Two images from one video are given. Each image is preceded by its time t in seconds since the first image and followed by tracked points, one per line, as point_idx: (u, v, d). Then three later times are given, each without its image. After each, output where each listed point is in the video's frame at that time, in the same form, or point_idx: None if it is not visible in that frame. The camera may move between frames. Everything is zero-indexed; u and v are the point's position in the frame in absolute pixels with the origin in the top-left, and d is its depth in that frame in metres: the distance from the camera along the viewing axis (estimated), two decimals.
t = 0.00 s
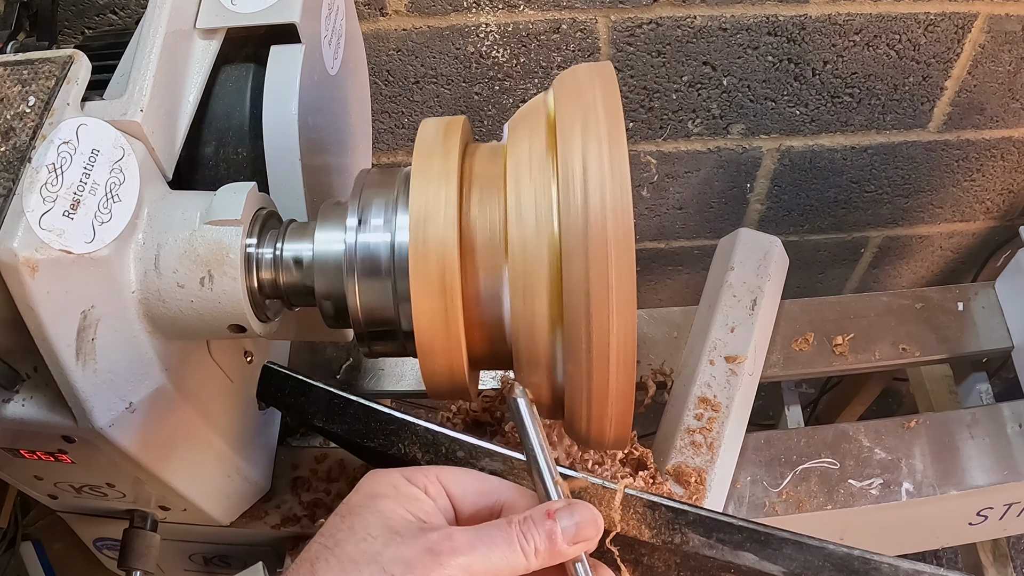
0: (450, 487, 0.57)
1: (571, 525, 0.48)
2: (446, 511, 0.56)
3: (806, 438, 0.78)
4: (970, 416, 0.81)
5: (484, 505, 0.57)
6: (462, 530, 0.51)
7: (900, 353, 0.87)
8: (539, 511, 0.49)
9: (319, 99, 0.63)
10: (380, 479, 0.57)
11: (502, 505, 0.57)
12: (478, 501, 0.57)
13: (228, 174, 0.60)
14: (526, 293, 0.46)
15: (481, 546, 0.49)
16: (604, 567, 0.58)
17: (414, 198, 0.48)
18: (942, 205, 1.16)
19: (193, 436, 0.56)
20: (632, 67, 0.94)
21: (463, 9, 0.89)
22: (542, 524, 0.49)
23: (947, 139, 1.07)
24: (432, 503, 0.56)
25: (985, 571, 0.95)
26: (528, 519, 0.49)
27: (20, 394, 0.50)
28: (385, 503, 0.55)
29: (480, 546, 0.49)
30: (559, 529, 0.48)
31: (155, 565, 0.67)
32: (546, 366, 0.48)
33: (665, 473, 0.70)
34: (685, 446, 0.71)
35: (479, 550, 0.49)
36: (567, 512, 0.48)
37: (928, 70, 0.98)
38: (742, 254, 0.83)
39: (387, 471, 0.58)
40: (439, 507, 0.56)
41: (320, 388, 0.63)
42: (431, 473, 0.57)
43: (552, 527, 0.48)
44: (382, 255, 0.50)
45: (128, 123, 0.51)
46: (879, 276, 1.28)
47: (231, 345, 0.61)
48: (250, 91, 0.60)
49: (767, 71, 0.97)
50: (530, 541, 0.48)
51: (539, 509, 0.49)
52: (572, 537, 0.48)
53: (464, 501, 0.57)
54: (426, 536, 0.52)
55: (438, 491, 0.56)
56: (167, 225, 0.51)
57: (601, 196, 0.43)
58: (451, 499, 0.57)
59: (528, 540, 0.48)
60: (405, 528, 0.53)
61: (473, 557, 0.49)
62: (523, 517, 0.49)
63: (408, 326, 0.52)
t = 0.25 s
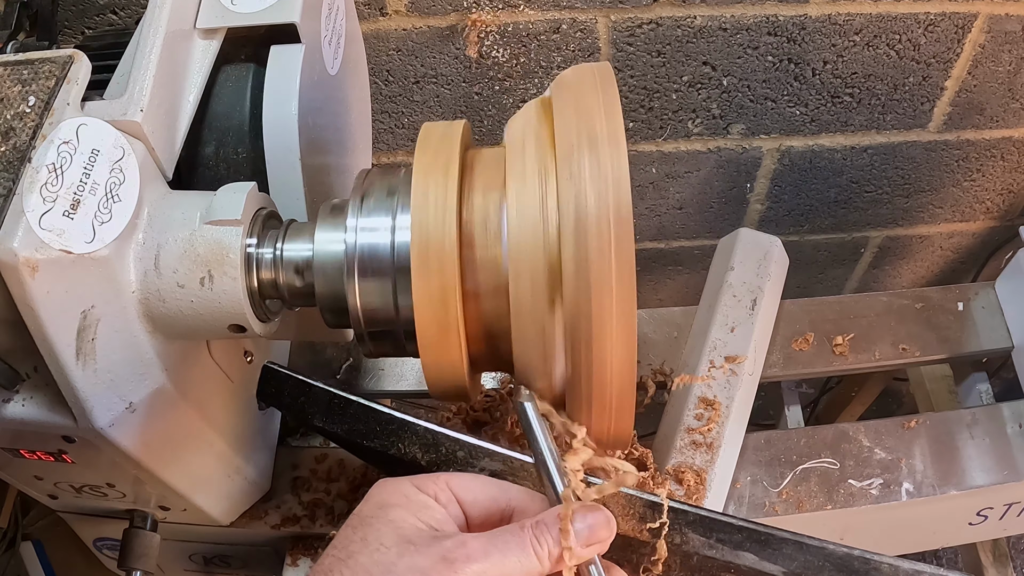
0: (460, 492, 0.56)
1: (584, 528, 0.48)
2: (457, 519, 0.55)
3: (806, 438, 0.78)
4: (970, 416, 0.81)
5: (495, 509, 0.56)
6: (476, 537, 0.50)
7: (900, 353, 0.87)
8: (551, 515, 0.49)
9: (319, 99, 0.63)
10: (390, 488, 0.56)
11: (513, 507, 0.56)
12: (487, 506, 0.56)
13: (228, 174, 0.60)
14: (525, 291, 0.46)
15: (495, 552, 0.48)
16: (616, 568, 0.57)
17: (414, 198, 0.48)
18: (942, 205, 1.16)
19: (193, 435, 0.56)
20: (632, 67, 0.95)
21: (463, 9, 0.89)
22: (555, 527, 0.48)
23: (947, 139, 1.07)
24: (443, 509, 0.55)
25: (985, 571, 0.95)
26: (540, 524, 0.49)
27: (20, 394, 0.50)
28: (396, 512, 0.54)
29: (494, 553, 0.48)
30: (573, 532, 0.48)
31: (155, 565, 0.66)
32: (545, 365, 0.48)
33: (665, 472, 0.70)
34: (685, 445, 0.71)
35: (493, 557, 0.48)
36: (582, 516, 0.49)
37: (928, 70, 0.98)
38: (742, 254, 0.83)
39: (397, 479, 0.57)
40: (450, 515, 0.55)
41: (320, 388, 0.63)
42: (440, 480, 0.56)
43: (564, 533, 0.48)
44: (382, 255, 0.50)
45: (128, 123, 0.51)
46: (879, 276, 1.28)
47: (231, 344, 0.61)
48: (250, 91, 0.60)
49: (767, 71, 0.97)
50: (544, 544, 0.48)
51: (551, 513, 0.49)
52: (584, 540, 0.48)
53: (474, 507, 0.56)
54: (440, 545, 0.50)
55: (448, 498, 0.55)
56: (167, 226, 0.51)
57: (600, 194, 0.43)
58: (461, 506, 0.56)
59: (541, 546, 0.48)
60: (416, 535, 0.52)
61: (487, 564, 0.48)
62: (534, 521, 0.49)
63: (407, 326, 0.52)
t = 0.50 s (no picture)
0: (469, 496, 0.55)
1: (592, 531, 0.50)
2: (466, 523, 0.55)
3: (806, 437, 0.78)
4: (970, 416, 0.81)
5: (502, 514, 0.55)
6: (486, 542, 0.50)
7: (900, 353, 0.87)
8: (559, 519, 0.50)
9: (319, 99, 0.63)
10: (399, 493, 0.56)
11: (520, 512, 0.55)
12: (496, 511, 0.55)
13: (228, 174, 0.60)
14: (526, 291, 0.46)
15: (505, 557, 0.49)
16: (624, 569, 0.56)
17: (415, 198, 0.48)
18: (942, 205, 1.16)
19: (192, 436, 0.56)
20: (632, 67, 0.95)
21: (463, 9, 0.89)
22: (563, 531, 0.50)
23: (947, 139, 1.07)
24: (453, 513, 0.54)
25: (985, 571, 0.95)
26: (541, 539, 0.50)
27: (20, 393, 0.50)
28: (407, 518, 0.54)
29: (505, 557, 0.49)
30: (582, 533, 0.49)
31: (155, 565, 0.67)
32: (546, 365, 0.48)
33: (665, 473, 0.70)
34: (685, 445, 0.71)
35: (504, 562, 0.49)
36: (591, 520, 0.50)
37: (928, 70, 0.99)
38: (742, 254, 0.83)
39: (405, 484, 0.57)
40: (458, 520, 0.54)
41: (320, 388, 0.63)
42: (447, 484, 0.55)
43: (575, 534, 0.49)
44: (382, 255, 0.50)
45: (128, 123, 0.51)
46: (879, 276, 1.28)
47: (231, 345, 0.61)
48: (250, 91, 0.60)
49: (767, 71, 0.97)
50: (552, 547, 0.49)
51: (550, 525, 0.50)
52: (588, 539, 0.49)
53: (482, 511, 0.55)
54: (449, 549, 0.50)
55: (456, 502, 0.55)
56: (167, 226, 0.51)
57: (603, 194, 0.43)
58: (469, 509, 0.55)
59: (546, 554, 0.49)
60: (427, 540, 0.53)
61: (497, 568, 0.48)
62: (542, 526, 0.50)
63: (407, 326, 0.52)
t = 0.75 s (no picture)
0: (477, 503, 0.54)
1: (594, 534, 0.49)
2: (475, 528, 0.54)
3: (806, 437, 0.78)
4: (970, 416, 0.81)
5: (512, 516, 0.55)
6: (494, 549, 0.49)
7: (900, 353, 0.87)
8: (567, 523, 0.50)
9: (319, 99, 0.63)
10: (407, 499, 0.56)
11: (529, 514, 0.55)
12: (505, 515, 0.54)
13: (228, 174, 0.60)
14: (525, 290, 0.46)
15: (514, 562, 0.48)
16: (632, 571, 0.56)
17: (415, 197, 0.48)
18: (942, 205, 1.16)
19: (192, 436, 0.56)
20: (632, 67, 0.95)
21: (463, 9, 0.89)
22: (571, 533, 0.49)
23: (947, 139, 1.07)
24: (460, 519, 0.54)
25: (985, 571, 0.95)
26: (553, 540, 0.49)
27: (20, 394, 0.50)
28: (414, 524, 0.54)
29: (514, 562, 0.48)
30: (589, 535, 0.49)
31: (156, 565, 0.67)
32: (545, 364, 0.48)
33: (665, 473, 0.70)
34: (685, 445, 0.71)
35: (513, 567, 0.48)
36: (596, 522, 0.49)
37: (928, 70, 0.98)
38: (742, 254, 0.83)
39: (412, 490, 0.57)
40: (467, 524, 0.54)
41: (320, 388, 0.62)
42: (455, 489, 0.55)
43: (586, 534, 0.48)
44: (382, 255, 0.50)
45: (128, 123, 0.51)
46: (879, 276, 1.28)
47: (232, 345, 0.61)
48: (250, 91, 0.60)
49: (767, 71, 0.97)
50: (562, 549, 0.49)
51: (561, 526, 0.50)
52: (597, 536, 0.48)
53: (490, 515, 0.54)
54: (458, 556, 0.50)
55: (465, 507, 0.54)
56: (167, 226, 0.51)
57: (602, 194, 0.43)
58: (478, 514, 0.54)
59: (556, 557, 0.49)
60: (435, 547, 0.52)
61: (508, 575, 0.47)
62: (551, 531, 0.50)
63: (407, 326, 0.52)
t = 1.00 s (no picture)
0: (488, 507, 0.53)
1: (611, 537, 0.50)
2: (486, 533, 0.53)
3: (807, 438, 0.78)
4: (970, 416, 0.81)
5: (524, 520, 0.53)
6: (507, 553, 0.50)
7: (900, 353, 0.87)
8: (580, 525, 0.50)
9: (320, 99, 0.63)
10: (418, 505, 0.55)
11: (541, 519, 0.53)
12: (516, 519, 0.53)
13: (228, 174, 0.60)
14: (524, 289, 0.46)
15: (528, 566, 0.48)
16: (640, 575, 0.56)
17: (414, 196, 0.48)
18: (942, 205, 1.16)
19: (192, 436, 0.56)
20: (632, 67, 0.94)
21: (463, 9, 0.89)
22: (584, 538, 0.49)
23: (947, 139, 1.07)
24: (471, 526, 0.53)
25: (985, 571, 0.95)
26: (570, 539, 0.49)
27: (20, 393, 0.50)
28: (426, 531, 0.53)
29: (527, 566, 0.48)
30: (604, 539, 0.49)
31: (156, 565, 0.67)
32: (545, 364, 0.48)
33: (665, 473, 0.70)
34: (685, 445, 0.71)
35: (526, 572, 0.48)
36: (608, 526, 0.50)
37: (928, 70, 0.98)
38: (742, 254, 0.83)
39: (422, 496, 0.56)
40: (477, 530, 0.53)
41: (320, 388, 0.62)
42: (464, 496, 0.53)
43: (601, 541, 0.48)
44: (381, 254, 0.50)
45: (128, 123, 0.51)
46: (879, 276, 1.28)
47: (232, 345, 0.61)
48: (250, 91, 0.60)
49: (767, 71, 0.97)
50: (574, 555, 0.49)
51: (579, 524, 0.50)
52: (616, 536, 0.49)
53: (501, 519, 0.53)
54: (472, 562, 0.50)
55: (475, 512, 0.53)
56: (167, 226, 0.51)
57: (601, 193, 0.43)
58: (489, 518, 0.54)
59: (570, 557, 0.49)
60: (447, 553, 0.52)
61: None
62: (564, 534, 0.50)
63: (407, 326, 0.52)
